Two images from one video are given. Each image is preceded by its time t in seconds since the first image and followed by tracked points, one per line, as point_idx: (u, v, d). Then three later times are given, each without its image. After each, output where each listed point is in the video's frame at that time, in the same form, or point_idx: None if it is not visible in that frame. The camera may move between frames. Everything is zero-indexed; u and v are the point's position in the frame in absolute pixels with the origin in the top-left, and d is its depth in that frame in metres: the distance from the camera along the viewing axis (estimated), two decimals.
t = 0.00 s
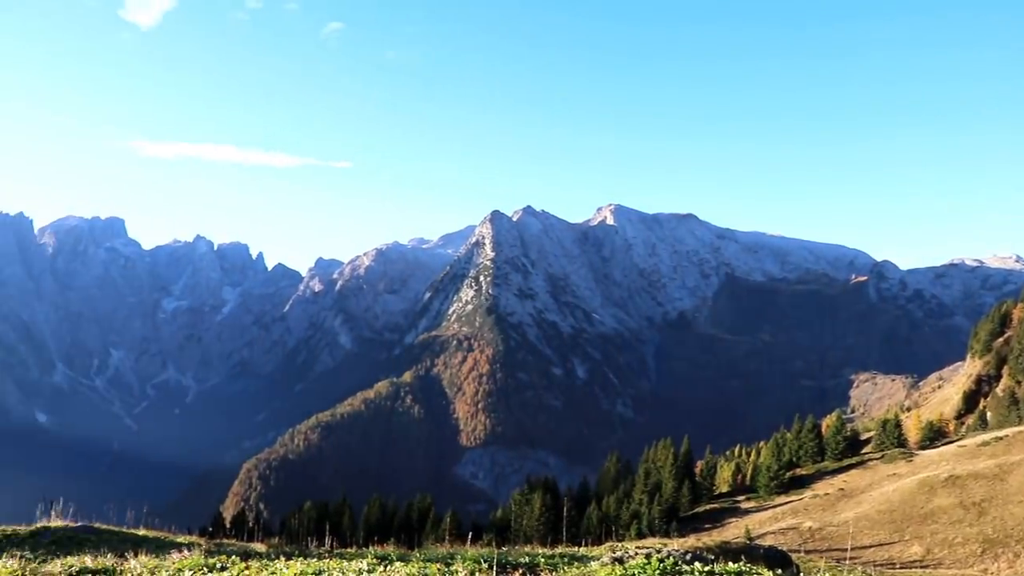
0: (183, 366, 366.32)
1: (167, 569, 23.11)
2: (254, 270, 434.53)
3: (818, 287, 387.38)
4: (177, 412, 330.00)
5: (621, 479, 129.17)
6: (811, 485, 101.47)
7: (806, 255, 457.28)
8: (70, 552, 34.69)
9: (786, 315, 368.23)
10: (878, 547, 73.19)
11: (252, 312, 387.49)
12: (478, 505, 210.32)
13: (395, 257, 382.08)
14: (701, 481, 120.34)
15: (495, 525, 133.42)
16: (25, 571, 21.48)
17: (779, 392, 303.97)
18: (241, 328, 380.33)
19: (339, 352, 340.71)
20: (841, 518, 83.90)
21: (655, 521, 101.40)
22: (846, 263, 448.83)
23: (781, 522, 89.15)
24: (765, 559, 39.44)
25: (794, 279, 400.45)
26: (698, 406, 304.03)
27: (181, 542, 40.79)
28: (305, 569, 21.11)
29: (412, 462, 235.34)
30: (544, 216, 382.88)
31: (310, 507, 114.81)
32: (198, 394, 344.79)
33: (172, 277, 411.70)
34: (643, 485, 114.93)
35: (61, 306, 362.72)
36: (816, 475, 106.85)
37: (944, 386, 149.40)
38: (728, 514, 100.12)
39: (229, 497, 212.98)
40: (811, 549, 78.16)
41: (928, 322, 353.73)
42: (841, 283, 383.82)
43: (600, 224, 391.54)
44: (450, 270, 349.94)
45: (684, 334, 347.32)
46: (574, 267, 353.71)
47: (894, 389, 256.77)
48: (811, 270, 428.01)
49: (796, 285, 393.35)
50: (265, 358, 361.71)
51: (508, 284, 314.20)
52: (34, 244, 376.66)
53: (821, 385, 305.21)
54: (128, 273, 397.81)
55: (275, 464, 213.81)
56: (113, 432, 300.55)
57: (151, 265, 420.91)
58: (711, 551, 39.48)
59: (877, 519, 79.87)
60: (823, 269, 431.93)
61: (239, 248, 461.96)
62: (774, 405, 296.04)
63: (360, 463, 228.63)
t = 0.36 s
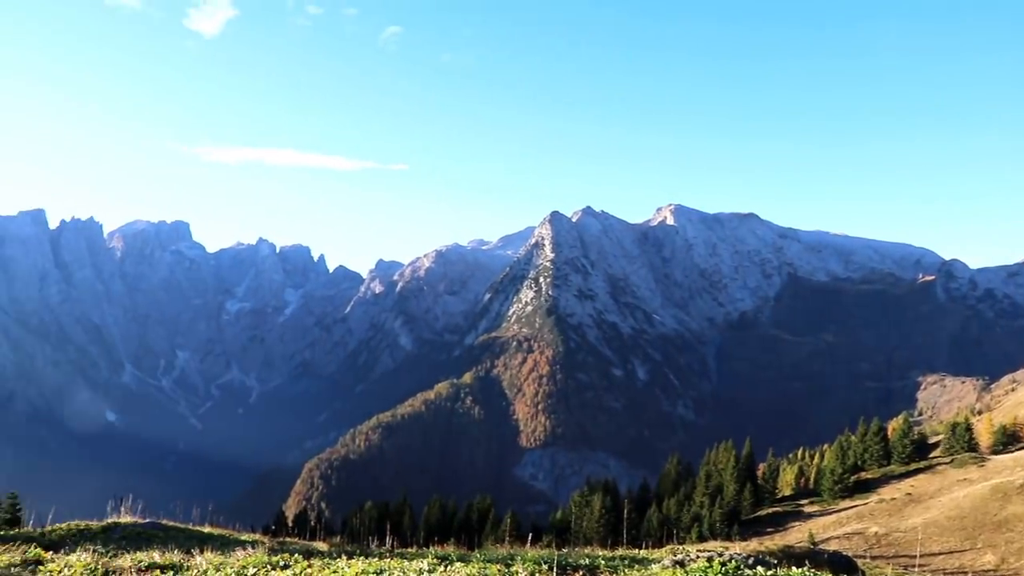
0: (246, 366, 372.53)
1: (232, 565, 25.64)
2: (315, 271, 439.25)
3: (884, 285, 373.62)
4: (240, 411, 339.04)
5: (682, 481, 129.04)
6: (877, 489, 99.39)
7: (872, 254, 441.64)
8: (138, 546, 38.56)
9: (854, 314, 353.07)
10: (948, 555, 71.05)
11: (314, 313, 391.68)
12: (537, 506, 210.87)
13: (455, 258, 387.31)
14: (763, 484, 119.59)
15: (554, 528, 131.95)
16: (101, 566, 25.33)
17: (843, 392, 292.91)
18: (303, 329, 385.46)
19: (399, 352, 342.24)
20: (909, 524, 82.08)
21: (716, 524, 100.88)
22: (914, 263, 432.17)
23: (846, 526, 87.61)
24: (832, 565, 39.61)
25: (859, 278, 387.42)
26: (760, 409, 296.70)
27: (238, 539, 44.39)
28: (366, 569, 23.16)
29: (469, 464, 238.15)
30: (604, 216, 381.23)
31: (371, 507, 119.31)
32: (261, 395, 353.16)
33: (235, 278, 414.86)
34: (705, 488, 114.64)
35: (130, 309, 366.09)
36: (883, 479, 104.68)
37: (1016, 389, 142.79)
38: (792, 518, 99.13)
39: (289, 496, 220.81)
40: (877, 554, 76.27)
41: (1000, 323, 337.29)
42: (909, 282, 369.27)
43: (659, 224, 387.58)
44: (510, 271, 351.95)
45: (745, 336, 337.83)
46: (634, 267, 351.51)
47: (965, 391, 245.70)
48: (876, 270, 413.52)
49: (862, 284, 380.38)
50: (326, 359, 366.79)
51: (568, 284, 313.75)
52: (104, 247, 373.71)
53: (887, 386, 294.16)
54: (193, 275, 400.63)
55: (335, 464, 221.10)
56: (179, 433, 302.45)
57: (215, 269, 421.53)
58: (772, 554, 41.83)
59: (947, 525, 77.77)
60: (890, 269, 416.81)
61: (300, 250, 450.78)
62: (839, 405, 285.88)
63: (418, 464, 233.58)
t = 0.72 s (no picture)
0: (307, 367, 379.90)
1: (294, 564, 26.63)
2: (374, 273, 444.76)
3: (952, 284, 356.44)
4: (301, 412, 341.88)
5: (741, 483, 127.28)
6: (945, 495, 95.03)
7: (939, 253, 422.90)
8: (201, 543, 39.87)
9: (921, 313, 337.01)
10: None
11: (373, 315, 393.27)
12: (596, 508, 208.73)
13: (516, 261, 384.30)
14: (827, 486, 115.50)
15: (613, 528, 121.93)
16: (165, 563, 27.00)
17: (909, 394, 280.81)
18: (363, 331, 389.59)
19: (459, 354, 340.88)
20: (980, 532, 75.41)
21: (779, 527, 95.05)
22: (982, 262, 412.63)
23: (913, 533, 81.35)
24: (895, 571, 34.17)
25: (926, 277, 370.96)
26: (825, 411, 286.73)
27: (294, 537, 44.99)
28: (425, 569, 22.73)
29: (528, 467, 236.77)
30: (663, 217, 375.64)
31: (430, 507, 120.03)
32: (322, 394, 357.12)
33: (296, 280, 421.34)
34: (766, 489, 111.58)
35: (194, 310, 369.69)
36: (951, 483, 100.14)
37: None
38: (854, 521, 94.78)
39: (349, 496, 223.66)
40: (945, 561, 68.55)
41: None
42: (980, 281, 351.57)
43: (719, 224, 381.59)
44: (568, 271, 345.97)
45: (808, 336, 326.24)
46: (693, 267, 344.80)
47: None
48: (944, 269, 394.42)
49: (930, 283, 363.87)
50: (386, 359, 369.48)
51: (627, 285, 307.99)
52: (168, 249, 376.22)
53: (955, 387, 279.87)
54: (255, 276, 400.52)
55: (394, 465, 223.66)
56: (244, 431, 304.62)
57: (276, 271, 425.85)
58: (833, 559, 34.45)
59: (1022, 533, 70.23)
60: (958, 268, 398.30)
61: (359, 254, 465.69)
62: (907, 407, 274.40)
63: (476, 466, 234.92)
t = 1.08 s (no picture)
0: (365, 367, 371.25)
1: (352, 562, 22.54)
2: (431, 274, 439.21)
3: None
4: (359, 412, 338.94)
5: (800, 487, 122.28)
6: (1017, 501, 88.97)
7: (1008, 252, 402.69)
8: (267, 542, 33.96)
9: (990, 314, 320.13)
10: None
11: (432, 316, 386.55)
12: (654, 509, 202.29)
13: (572, 262, 375.39)
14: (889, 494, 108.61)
15: (669, 530, 113.66)
16: (228, 559, 22.64)
17: (976, 397, 267.38)
18: (421, 331, 381.81)
19: (516, 355, 336.46)
20: None
21: (839, 532, 88.89)
22: None
23: (980, 540, 72.01)
24: None
25: (995, 277, 353.27)
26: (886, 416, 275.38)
27: (366, 537, 38.10)
28: (483, 569, 20.50)
29: (584, 468, 227.95)
30: (719, 216, 359.02)
31: (487, 507, 114.51)
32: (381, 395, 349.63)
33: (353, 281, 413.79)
34: (826, 494, 105.60)
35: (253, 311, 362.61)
36: None
37: None
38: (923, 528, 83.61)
39: (405, 498, 220.77)
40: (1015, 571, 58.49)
41: None
42: None
43: (778, 224, 368.54)
44: (625, 272, 334.22)
45: (869, 337, 314.57)
46: (752, 267, 331.06)
47: None
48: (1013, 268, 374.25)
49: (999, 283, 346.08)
50: (444, 360, 362.13)
51: (684, 286, 296.09)
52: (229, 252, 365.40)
53: None
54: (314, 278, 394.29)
55: (452, 465, 219.12)
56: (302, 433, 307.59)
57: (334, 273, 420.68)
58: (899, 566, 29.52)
59: None
60: None
61: (416, 254, 456.62)
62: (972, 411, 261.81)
63: (531, 466, 226.71)
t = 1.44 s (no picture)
0: (417, 368, 373.36)
1: (404, 562, 22.80)
2: (482, 275, 442.19)
3: None
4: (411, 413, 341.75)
5: (856, 491, 118.73)
6: None
7: None
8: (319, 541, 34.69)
9: None
10: None
11: (482, 317, 388.26)
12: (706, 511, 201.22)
13: (623, 262, 373.19)
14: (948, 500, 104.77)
15: (722, 533, 110.96)
16: (281, 558, 23.06)
17: None
18: (472, 333, 383.23)
19: (567, 356, 334.64)
20: None
21: (897, 538, 84.73)
22: None
23: None
24: None
25: None
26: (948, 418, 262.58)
27: (418, 538, 38.53)
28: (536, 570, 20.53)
29: (636, 470, 221.77)
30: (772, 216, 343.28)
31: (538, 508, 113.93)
32: (432, 396, 353.38)
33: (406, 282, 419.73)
34: (882, 499, 102.19)
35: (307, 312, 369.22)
36: None
37: None
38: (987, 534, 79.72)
39: (456, 498, 221.53)
40: None
41: None
42: None
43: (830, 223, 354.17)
44: (677, 272, 329.23)
45: (927, 338, 303.14)
46: (805, 268, 322.17)
47: None
48: None
49: None
50: (495, 361, 363.69)
51: (737, 286, 288.14)
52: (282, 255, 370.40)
53: None
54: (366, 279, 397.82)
55: (503, 466, 213.48)
56: (354, 435, 311.14)
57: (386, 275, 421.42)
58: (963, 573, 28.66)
59: None
60: None
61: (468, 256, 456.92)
62: None
63: (582, 466, 222.15)
